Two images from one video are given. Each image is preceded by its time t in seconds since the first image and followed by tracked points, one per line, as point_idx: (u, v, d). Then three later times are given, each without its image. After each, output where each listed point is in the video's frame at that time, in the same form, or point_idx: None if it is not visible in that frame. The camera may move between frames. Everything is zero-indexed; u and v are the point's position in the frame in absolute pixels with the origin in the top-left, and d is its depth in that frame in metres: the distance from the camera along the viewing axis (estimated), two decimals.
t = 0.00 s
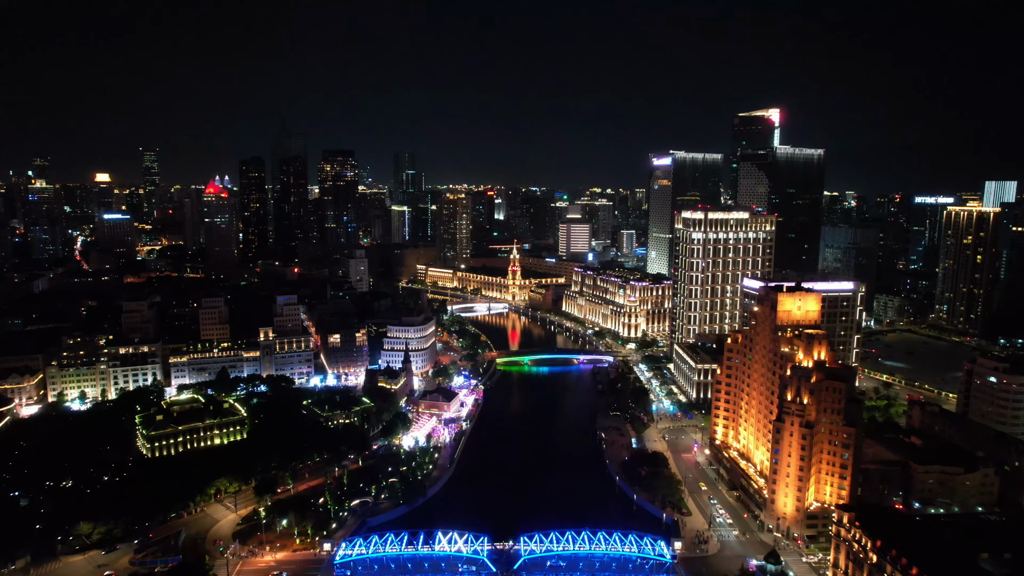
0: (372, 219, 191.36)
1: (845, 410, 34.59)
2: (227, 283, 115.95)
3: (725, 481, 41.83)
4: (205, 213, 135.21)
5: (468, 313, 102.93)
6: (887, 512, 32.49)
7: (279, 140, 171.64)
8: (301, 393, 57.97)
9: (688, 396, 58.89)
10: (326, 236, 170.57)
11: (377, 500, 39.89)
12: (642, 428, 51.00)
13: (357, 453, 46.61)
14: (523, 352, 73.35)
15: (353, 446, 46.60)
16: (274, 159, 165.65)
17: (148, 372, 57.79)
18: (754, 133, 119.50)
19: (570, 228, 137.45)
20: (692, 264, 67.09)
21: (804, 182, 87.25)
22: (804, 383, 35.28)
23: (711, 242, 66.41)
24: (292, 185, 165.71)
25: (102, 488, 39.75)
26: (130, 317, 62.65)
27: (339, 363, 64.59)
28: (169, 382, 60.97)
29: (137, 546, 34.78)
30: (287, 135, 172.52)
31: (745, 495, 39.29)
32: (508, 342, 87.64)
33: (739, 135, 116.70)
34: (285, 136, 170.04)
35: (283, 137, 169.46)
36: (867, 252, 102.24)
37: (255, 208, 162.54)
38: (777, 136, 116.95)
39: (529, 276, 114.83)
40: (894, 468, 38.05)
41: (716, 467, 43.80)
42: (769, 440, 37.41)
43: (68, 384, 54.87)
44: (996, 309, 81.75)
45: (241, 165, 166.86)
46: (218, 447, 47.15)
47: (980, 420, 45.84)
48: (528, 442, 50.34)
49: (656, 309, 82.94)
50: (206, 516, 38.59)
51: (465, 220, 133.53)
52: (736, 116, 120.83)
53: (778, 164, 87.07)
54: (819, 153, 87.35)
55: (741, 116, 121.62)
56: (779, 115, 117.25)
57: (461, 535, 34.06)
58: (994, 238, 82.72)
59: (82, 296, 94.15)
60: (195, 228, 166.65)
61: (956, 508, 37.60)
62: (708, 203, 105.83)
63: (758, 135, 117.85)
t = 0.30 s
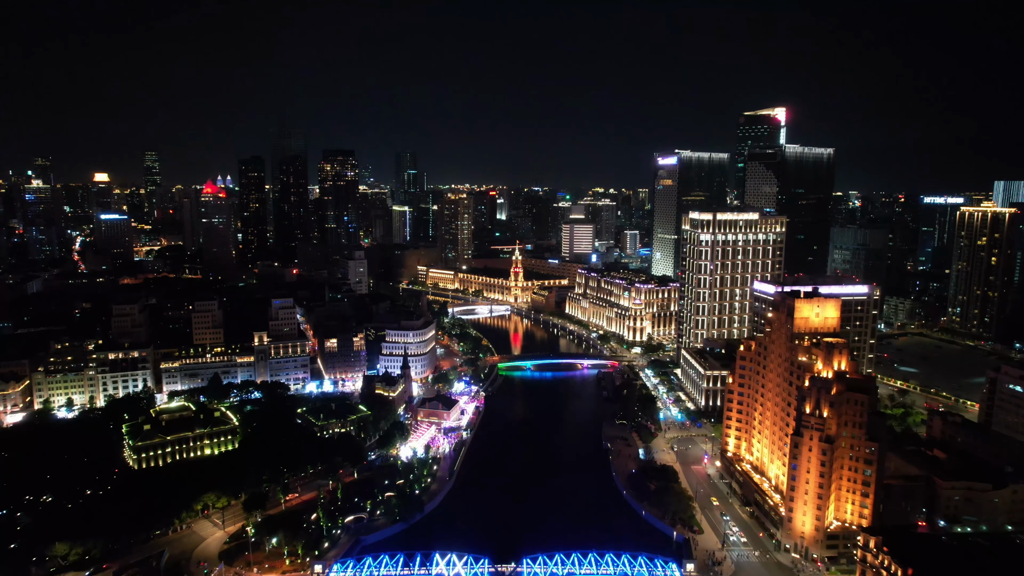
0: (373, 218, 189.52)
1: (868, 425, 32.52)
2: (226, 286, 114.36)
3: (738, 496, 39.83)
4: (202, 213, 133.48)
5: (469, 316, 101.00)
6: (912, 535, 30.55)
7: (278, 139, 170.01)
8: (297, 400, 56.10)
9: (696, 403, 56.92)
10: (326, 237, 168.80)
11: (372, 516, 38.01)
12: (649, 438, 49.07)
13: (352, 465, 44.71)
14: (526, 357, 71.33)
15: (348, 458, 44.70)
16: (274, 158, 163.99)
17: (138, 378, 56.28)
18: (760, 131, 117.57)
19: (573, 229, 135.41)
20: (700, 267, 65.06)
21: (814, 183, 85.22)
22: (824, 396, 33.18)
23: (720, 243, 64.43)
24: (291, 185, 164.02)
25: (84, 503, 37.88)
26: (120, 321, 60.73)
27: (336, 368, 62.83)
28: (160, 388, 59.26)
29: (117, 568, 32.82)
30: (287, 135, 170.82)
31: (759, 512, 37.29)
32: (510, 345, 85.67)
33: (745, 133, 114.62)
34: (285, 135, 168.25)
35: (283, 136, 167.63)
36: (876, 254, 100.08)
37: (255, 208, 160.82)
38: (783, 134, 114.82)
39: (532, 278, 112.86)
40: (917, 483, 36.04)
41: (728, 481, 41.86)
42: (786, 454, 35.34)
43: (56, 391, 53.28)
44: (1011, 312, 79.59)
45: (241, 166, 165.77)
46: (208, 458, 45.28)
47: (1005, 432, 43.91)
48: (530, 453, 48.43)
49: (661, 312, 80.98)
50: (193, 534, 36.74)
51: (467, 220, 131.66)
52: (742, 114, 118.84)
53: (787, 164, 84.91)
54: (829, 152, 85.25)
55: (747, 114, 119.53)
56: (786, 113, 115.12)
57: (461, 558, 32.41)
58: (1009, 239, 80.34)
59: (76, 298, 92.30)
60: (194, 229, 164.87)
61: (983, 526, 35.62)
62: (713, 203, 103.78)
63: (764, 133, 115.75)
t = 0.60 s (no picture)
0: (369, 219, 187.29)
1: (888, 440, 30.53)
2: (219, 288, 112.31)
3: (747, 513, 37.83)
4: (193, 214, 131.19)
5: (466, 319, 98.95)
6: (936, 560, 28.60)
7: (273, 139, 167.94)
8: (286, 409, 53.99)
9: (700, 411, 54.97)
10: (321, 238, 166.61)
11: (362, 535, 36.06)
12: (653, 448, 47.13)
13: (342, 480, 42.64)
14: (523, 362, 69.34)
15: (338, 472, 42.68)
16: (268, 158, 161.93)
17: (121, 387, 53.79)
18: (761, 131, 115.90)
19: (572, 230, 133.31)
20: (703, 269, 63.13)
21: (818, 183, 83.37)
22: (841, 409, 31.18)
23: (725, 245, 62.46)
24: (286, 185, 161.94)
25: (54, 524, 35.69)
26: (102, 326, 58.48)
27: (328, 375, 60.82)
28: (143, 396, 56.88)
29: None
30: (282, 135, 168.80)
31: (770, 530, 35.29)
32: (507, 349, 83.63)
33: (745, 133, 112.71)
34: (279, 134, 166.03)
35: (277, 136, 165.39)
36: (880, 255, 98.34)
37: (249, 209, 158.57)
38: (784, 134, 112.99)
39: (529, 280, 110.93)
40: (938, 500, 34.06)
41: (736, 496, 39.78)
42: (800, 470, 33.30)
43: (33, 400, 50.68)
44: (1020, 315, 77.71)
45: (235, 165, 163.62)
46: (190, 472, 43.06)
47: None
48: (529, 466, 46.49)
49: (662, 316, 79.07)
50: (172, 556, 34.86)
51: (464, 221, 129.64)
52: (742, 113, 117.09)
53: (791, 163, 83.01)
54: (834, 152, 83.46)
55: (748, 114, 117.68)
56: (787, 113, 113.32)
57: None
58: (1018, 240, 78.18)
59: (62, 300, 90.00)
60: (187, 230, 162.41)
61: (1008, 546, 33.69)
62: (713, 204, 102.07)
63: (765, 133, 113.89)
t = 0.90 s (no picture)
0: (350, 220, 184.10)
1: (893, 456, 28.67)
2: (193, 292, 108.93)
3: (743, 529, 36.05)
4: (167, 215, 127.47)
5: (448, 322, 96.77)
6: None
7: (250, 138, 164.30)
8: (259, 420, 51.49)
9: (690, 419, 53.30)
10: (300, 239, 163.33)
11: (336, 560, 33.77)
12: (642, 460, 45.33)
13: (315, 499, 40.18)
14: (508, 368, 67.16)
15: (311, 489, 40.27)
16: (245, 158, 158.51)
17: (82, 399, 51.08)
18: (745, 131, 115.14)
19: (556, 231, 131.20)
20: (692, 272, 61.49)
21: (806, 183, 82.28)
22: (844, 423, 29.41)
23: (714, 247, 60.82)
24: (264, 186, 158.42)
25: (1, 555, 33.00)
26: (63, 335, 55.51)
27: (303, 384, 58.38)
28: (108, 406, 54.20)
29: None
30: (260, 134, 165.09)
31: (767, 548, 33.52)
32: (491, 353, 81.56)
33: (730, 133, 111.71)
34: (257, 133, 162.62)
35: (255, 135, 161.95)
36: (866, 256, 97.60)
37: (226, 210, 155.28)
38: (768, 134, 112.18)
39: (513, 282, 108.89)
40: (943, 516, 32.33)
41: (730, 511, 37.97)
42: (800, 487, 31.50)
43: None
44: (1008, 317, 76.94)
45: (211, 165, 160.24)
46: (154, 490, 40.35)
47: None
48: (514, 480, 44.47)
49: (649, 319, 77.48)
50: None
51: (446, 222, 127.31)
52: (726, 113, 116.17)
53: (779, 163, 81.76)
54: (821, 152, 82.40)
55: (732, 113, 116.74)
56: (770, 113, 112.59)
57: None
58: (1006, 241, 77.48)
59: (27, 306, 86.46)
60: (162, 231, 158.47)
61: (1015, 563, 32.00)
62: (698, 204, 100.84)
63: (749, 133, 113.01)
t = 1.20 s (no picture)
0: (350, 220, 182.05)
1: (926, 479, 26.26)
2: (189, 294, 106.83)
3: (759, 551, 33.80)
4: (162, 216, 125.33)
5: (448, 325, 94.71)
6: None
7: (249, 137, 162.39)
8: (250, 430, 49.36)
9: (699, 429, 51.14)
10: (299, 240, 161.35)
11: None
12: (650, 474, 43.09)
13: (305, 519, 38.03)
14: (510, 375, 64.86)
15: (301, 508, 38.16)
16: (243, 158, 156.74)
17: (66, 408, 48.97)
18: (750, 130, 113.01)
19: (558, 232, 128.78)
20: (700, 275, 59.32)
21: (816, 183, 80.03)
22: (871, 443, 27.12)
23: (724, 250, 58.61)
24: (262, 186, 156.39)
25: None
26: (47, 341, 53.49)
27: (297, 392, 56.23)
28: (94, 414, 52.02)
29: None
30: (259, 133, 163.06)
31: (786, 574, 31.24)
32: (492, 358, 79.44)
33: (735, 132, 109.29)
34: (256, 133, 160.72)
35: (254, 134, 160.06)
36: (876, 258, 95.29)
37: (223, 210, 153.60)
38: (775, 134, 110.04)
39: (515, 284, 106.67)
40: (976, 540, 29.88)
41: (745, 532, 35.67)
42: (824, 510, 29.23)
43: None
44: None
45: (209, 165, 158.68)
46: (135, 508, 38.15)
47: None
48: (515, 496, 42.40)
49: (655, 323, 75.34)
50: None
51: (447, 223, 125.17)
52: (732, 112, 114.05)
53: (788, 162, 79.53)
54: (832, 151, 80.13)
55: (738, 112, 114.59)
56: (775, 112, 110.49)
57: None
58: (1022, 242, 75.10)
59: (18, 309, 84.55)
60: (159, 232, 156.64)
61: None
62: (704, 205, 98.64)
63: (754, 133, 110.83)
